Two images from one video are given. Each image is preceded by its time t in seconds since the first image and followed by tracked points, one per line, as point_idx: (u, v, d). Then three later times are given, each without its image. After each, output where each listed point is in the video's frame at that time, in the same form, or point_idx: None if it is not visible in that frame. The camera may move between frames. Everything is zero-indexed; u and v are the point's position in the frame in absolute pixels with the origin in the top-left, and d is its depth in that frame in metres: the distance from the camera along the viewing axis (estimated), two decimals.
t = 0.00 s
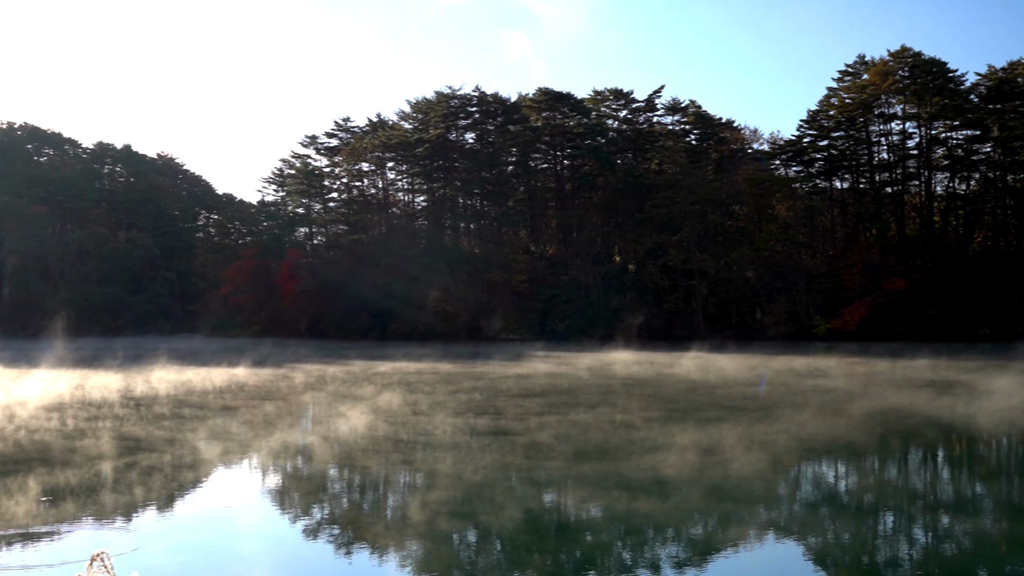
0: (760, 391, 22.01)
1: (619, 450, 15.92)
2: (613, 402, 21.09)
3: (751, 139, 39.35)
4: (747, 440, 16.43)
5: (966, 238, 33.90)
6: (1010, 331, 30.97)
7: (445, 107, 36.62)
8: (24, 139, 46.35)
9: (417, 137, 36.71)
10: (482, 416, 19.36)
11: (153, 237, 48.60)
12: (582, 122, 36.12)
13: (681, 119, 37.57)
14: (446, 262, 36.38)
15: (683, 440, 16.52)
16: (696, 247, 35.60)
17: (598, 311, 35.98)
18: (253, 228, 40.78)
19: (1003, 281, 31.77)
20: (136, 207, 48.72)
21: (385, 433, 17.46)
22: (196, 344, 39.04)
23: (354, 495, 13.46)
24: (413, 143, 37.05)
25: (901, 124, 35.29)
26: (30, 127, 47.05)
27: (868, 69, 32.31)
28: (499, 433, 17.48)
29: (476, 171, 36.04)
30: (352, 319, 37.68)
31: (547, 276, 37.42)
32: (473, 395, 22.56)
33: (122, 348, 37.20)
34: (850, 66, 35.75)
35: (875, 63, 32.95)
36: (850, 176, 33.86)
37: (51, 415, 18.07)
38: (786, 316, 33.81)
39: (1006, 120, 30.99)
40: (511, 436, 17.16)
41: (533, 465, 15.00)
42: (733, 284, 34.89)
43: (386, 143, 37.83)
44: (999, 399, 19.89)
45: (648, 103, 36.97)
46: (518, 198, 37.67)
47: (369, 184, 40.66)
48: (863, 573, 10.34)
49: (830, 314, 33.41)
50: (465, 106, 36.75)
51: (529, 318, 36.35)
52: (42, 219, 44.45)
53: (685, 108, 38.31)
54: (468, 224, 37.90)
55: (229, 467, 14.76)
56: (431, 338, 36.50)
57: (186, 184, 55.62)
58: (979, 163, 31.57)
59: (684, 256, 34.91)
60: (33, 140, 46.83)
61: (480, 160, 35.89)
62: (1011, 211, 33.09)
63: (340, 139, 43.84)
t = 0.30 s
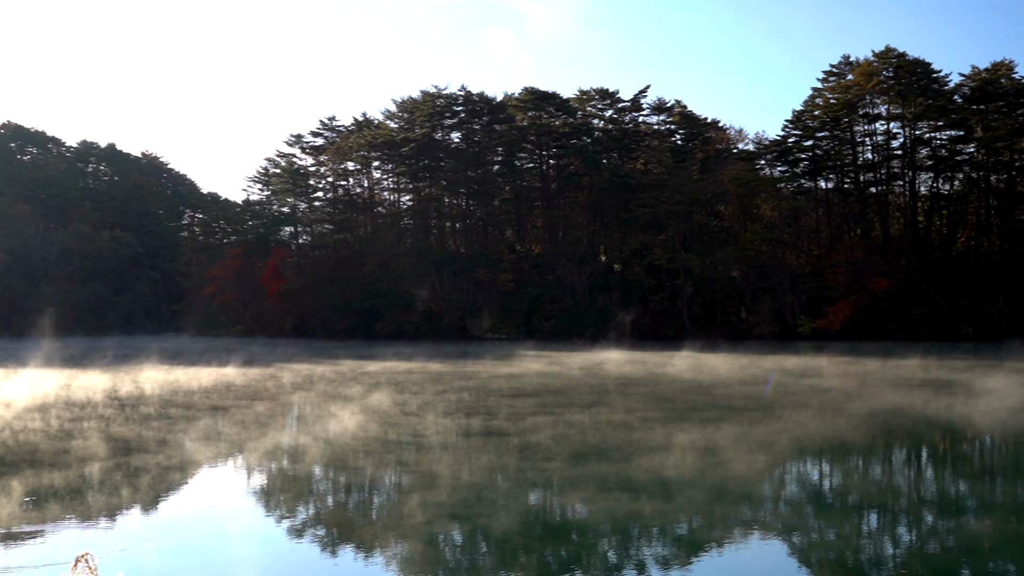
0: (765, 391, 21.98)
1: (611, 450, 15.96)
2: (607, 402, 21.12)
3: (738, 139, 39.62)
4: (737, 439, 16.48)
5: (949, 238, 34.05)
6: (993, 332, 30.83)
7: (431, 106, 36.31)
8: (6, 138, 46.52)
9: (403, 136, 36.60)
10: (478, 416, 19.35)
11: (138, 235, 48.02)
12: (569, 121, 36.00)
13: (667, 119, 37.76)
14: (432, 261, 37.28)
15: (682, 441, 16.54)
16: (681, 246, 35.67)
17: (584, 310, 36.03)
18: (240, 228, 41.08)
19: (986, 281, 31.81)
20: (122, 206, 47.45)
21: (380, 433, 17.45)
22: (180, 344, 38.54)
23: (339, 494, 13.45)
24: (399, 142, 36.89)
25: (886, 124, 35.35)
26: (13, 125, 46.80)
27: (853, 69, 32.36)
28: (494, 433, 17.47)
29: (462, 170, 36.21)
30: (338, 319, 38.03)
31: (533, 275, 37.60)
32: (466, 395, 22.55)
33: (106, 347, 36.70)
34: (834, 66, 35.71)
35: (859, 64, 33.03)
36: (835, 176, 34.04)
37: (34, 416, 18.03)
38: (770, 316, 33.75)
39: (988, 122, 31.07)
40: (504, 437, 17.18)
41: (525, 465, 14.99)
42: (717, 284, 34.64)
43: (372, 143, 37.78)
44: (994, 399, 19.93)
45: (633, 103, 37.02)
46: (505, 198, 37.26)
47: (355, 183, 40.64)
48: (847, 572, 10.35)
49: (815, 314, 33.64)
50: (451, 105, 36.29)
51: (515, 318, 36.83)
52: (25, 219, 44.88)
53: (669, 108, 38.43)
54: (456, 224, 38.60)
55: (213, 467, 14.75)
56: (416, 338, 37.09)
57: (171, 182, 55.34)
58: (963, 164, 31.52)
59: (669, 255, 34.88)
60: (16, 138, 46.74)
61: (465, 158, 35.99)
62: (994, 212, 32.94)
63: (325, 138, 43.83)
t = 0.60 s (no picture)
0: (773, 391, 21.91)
1: (601, 451, 15.98)
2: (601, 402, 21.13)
3: (722, 139, 39.70)
4: (727, 439, 16.53)
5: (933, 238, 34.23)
6: (976, 331, 30.87)
7: (417, 105, 36.51)
8: None
9: (389, 135, 36.67)
10: (474, 416, 19.32)
11: (122, 235, 47.97)
12: (553, 121, 36.23)
13: (652, 119, 37.74)
14: (416, 259, 37.24)
15: (676, 441, 16.56)
16: (666, 246, 35.53)
17: (570, 309, 36.14)
18: (225, 226, 41.45)
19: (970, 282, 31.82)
20: (106, 205, 47.39)
21: (373, 433, 17.44)
22: (166, 344, 38.21)
23: (325, 494, 13.44)
24: (384, 142, 36.95)
25: (871, 125, 35.46)
26: None
27: (838, 69, 32.37)
28: (488, 434, 17.45)
29: (447, 169, 36.21)
30: (323, 318, 37.88)
31: (519, 275, 37.90)
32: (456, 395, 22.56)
33: (93, 347, 36.40)
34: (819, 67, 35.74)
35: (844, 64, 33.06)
36: (820, 176, 34.11)
37: (17, 416, 17.98)
38: (756, 315, 33.81)
39: (971, 122, 31.17)
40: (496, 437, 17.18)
41: (515, 466, 15.00)
42: (702, 284, 34.84)
43: (357, 142, 37.83)
44: (990, 399, 19.96)
45: (619, 103, 36.92)
46: (490, 197, 37.61)
47: (340, 182, 40.66)
48: (832, 571, 10.38)
49: (799, 313, 33.85)
50: (437, 104, 36.60)
51: (501, 318, 36.70)
52: (9, 218, 44.66)
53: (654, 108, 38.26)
54: (441, 223, 38.57)
55: (197, 466, 14.74)
56: (402, 338, 36.91)
57: (156, 181, 55.18)
58: (946, 164, 31.78)
59: (654, 256, 34.85)
60: None
61: (451, 158, 36.09)
62: (977, 212, 33.08)
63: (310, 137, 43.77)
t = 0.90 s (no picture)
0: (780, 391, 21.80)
1: (593, 451, 15.95)
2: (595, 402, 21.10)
3: (707, 139, 39.98)
4: (719, 438, 16.51)
5: (917, 238, 34.48)
6: (960, 330, 31.15)
7: (402, 105, 36.61)
8: None
9: (374, 134, 36.72)
10: (471, 416, 19.30)
11: (107, 234, 47.91)
12: (539, 120, 36.14)
13: (638, 118, 37.87)
14: (401, 259, 37.07)
15: (666, 440, 16.56)
16: (652, 246, 35.68)
17: (555, 310, 36.12)
18: (210, 225, 41.70)
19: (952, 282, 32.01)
20: (89, 203, 47.38)
21: (366, 435, 17.38)
22: (155, 344, 38.02)
23: (310, 494, 13.40)
24: (370, 140, 37.01)
25: (855, 125, 35.49)
26: None
27: (822, 69, 32.43)
28: (482, 435, 17.41)
29: (433, 169, 36.19)
30: (308, 318, 37.66)
31: (504, 275, 37.56)
32: (447, 394, 22.53)
33: (80, 347, 36.20)
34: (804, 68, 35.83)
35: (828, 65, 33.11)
36: (804, 175, 34.27)
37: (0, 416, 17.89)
38: (740, 315, 33.52)
39: (955, 123, 31.55)
40: (490, 438, 17.13)
41: (506, 466, 14.96)
42: (687, 284, 34.70)
43: (343, 141, 38.06)
44: (987, 399, 19.94)
45: (604, 102, 37.05)
46: (476, 196, 37.50)
47: (326, 181, 41.06)
48: (816, 569, 10.43)
49: (783, 313, 33.56)
50: (422, 104, 36.75)
51: (487, 316, 36.44)
52: None
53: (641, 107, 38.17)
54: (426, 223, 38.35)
55: (180, 466, 14.69)
56: (388, 337, 36.65)
57: (140, 180, 54.82)
58: (930, 164, 31.95)
59: (639, 255, 34.95)
60: None
61: (436, 157, 36.07)
62: (960, 212, 33.60)
63: (295, 136, 43.72)
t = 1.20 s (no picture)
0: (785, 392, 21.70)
1: (589, 451, 15.93)
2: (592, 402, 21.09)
3: (693, 139, 39.83)
4: (711, 438, 16.51)
5: (901, 238, 34.56)
6: (945, 330, 31.22)
7: (389, 103, 36.60)
8: None
9: (360, 134, 36.59)
10: (466, 416, 19.28)
11: (91, 232, 47.78)
12: (525, 119, 36.01)
13: (624, 117, 37.83)
14: (387, 258, 36.96)
15: (655, 440, 16.56)
16: (637, 246, 35.74)
17: (542, 309, 35.99)
18: (194, 224, 41.44)
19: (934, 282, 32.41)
20: (72, 202, 47.53)
21: (361, 435, 17.33)
22: (144, 343, 37.85)
23: (296, 494, 13.38)
24: (355, 139, 36.95)
25: (840, 125, 35.67)
26: None
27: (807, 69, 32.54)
28: (478, 435, 17.38)
29: (418, 168, 36.06)
30: (293, 317, 37.41)
31: (490, 274, 37.69)
32: (437, 394, 22.53)
33: (68, 346, 36.02)
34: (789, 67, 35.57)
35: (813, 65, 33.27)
36: (790, 176, 34.20)
37: None
38: (726, 314, 33.65)
39: (939, 123, 31.77)
40: (485, 438, 17.10)
41: (499, 466, 14.94)
42: (673, 283, 34.82)
43: (329, 139, 37.94)
44: (983, 398, 19.99)
45: (591, 102, 37.09)
46: (461, 195, 37.43)
47: (312, 180, 41.40)
48: (800, 568, 10.48)
49: (769, 313, 33.72)
50: (409, 103, 36.64)
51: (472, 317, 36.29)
52: None
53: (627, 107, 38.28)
54: (411, 221, 38.09)
55: (165, 466, 14.67)
56: (372, 336, 36.38)
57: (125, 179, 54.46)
58: (915, 164, 31.97)
59: (625, 254, 34.99)
60: None
61: (422, 156, 35.93)
62: (945, 212, 33.48)
63: (281, 135, 43.75)
